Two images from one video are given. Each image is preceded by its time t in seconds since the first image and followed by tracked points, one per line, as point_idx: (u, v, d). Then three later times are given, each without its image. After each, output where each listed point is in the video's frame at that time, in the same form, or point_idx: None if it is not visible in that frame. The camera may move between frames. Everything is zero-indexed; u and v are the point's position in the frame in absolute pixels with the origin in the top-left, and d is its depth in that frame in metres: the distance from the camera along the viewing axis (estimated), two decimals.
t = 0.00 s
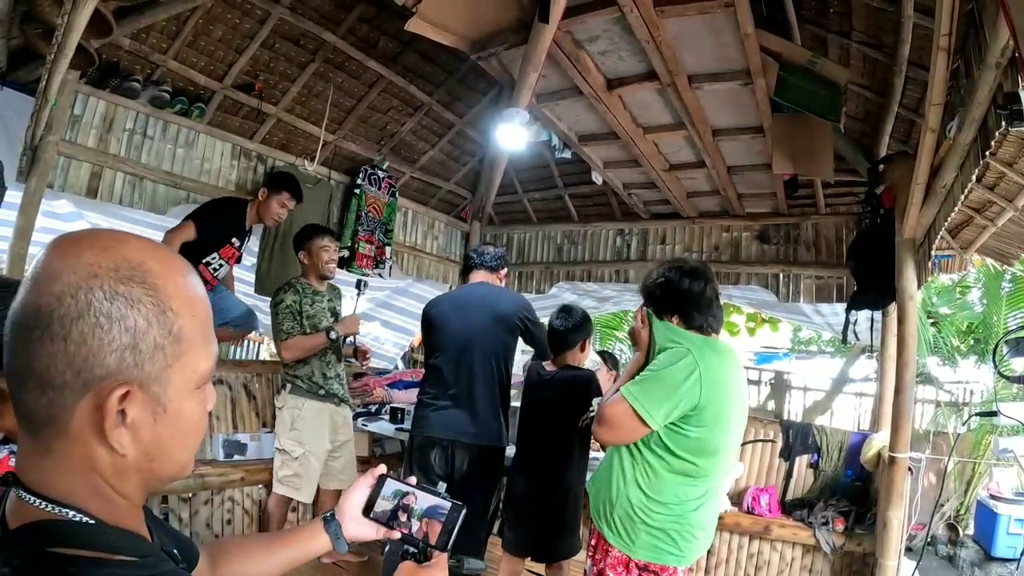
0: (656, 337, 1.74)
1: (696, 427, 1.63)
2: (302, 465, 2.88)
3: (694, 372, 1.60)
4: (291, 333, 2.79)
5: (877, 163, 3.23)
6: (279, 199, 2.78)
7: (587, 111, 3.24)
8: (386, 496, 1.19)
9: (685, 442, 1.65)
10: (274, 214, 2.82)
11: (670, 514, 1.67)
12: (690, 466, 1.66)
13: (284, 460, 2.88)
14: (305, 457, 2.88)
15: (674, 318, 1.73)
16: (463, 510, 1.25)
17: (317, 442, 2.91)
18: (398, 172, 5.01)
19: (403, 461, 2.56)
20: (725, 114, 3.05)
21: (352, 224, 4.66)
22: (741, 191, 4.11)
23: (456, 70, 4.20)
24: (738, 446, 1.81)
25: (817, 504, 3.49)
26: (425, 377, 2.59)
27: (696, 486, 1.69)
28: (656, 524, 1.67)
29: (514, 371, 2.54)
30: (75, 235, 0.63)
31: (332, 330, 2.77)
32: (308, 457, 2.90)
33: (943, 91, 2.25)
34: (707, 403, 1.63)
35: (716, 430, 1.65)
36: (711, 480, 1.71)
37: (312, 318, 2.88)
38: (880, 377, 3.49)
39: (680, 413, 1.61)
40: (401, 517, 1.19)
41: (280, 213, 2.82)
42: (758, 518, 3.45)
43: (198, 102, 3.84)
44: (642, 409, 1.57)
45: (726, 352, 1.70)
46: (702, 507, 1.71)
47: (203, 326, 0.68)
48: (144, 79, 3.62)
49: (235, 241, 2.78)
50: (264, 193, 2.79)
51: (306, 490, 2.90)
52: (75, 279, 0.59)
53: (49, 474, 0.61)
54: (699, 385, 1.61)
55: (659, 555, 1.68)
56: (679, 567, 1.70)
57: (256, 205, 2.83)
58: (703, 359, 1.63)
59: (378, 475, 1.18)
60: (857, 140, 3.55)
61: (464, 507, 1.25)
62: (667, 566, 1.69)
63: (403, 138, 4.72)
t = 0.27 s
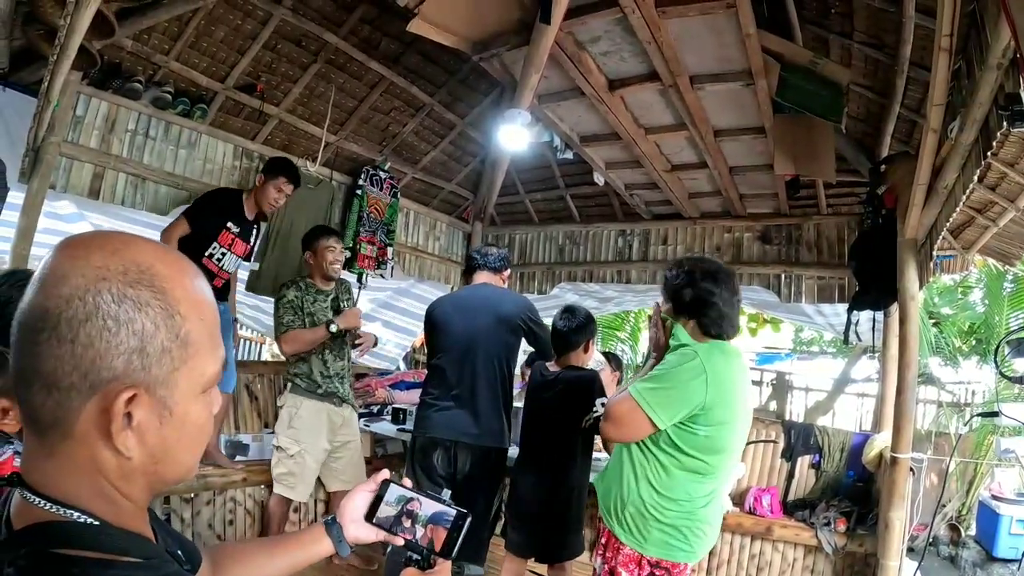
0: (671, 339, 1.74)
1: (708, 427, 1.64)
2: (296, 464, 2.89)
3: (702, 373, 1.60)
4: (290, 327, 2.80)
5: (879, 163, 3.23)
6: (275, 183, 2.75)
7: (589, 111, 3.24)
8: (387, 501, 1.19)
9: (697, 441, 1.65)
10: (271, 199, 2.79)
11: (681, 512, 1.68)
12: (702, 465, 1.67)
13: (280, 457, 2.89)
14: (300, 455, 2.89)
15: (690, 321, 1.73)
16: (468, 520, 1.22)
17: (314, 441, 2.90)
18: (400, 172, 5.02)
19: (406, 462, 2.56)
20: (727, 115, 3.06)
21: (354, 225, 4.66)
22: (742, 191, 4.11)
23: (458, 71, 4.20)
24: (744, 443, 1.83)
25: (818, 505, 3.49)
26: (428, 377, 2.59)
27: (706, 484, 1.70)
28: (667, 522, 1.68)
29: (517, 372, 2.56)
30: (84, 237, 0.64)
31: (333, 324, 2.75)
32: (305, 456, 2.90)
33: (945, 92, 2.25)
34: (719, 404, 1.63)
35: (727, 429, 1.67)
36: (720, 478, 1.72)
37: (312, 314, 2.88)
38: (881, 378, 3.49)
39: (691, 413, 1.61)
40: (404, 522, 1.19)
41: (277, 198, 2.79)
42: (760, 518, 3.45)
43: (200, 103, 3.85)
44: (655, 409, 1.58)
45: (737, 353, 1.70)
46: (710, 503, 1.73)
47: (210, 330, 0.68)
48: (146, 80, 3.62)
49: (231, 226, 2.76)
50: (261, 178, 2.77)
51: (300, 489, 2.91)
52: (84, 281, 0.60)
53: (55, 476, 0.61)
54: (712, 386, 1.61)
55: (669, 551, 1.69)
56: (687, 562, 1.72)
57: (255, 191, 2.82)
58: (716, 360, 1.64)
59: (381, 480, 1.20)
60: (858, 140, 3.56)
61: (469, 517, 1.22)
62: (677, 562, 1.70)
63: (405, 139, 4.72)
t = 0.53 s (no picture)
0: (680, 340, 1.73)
1: (719, 422, 1.64)
2: (307, 464, 2.86)
3: (708, 370, 1.60)
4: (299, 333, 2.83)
5: (880, 163, 3.23)
6: (276, 175, 2.75)
7: (590, 112, 3.24)
8: (388, 506, 1.18)
9: (709, 437, 1.65)
10: (273, 191, 2.79)
11: (695, 509, 1.67)
12: (713, 461, 1.67)
13: (293, 457, 2.88)
14: (312, 456, 2.87)
15: (698, 320, 1.75)
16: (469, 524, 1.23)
17: (326, 442, 2.88)
18: (401, 173, 5.02)
19: (408, 463, 2.55)
20: (728, 115, 3.06)
21: (355, 225, 4.65)
22: (744, 192, 4.11)
23: (459, 71, 4.20)
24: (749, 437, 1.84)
25: (820, 506, 3.48)
26: (431, 378, 2.59)
27: (717, 480, 1.70)
28: (681, 519, 1.67)
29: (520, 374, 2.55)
30: (82, 237, 0.63)
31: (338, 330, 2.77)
32: (316, 457, 2.88)
33: (946, 91, 2.24)
34: (729, 400, 1.63)
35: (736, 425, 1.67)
36: (730, 473, 1.73)
37: (320, 319, 2.90)
38: (883, 379, 3.49)
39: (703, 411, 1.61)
40: (405, 525, 1.19)
41: (280, 189, 2.79)
42: (762, 519, 3.44)
43: (201, 104, 3.85)
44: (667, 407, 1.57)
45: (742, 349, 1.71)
46: (721, 498, 1.73)
47: (209, 332, 0.68)
48: (147, 81, 3.62)
49: (231, 220, 2.75)
50: (263, 170, 2.77)
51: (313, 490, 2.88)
52: (82, 281, 0.60)
53: (52, 477, 0.61)
54: (722, 383, 1.62)
55: (684, 549, 1.68)
56: (701, 559, 1.72)
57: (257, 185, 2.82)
58: (724, 357, 1.64)
59: (383, 483, 1.20)
60: (860, 140, 3.55)
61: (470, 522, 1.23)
62: (691, 559, 1.70)
63: (406, 140, 4.72)
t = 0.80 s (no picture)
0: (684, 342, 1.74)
1: (727, 415, 1.65)
2: (300, 463, 2.87)
3: (717, 365, 1.61)
4: (301, 333, 2.84)
5: (882, 163, 3.23)
6: (273, 166, 2.76)
7: (591, 113, 3.24)
8: (389, 508, 1.19)
9: (719, 432, 1.66)
10: (270, 181, 2.79)
11: (710, 504, 1.67)
12: (724, 454, 1.68)
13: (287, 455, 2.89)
14: (305, 454, 2.88)
15: (700, 316, 1.75)
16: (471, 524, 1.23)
17: (320, 441, 2.88)
18: (403, 174, 5.03)
19: (412, 463, 2.55)
20: (729, 115, 3.05)
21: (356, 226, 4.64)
22: (746, 192, 4.10)
23: (460, 71, 4.20)
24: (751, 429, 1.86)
25: (822, 506, 3.48)
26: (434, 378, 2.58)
27: (729, 473, 1.71)
28: (698, 516, 1.66)
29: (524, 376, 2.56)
30: (82, 237, 0.64)
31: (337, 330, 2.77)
32: (309, 455, 2.88)
33: (947, 92, 2.24)
34: (735, 392, 1.65)
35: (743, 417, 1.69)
36: (740, 466, 1.74)
37: (322, 319, 2.92)
38: (885, 380, 3.49)
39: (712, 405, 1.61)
40: (407, 527, 1.19)
41: (276, 179, 2.80)
42: (763, 519, 3.44)
43: (202, 104, 3.85)
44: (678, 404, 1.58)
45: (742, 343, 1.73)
46: (732, 492, 1.73)
47: (208, 334, 0.68)
48: (149, 81, 3.63)
49: (224, 213, 2.76)
50: (258, 161, 2.78)
51: (307, 489, 2.89)
52: (80, 281, 0.60)
53: (52, 476, 0.62)
54: (729, 376, 1.63)
55: (702, 546, 1.67)
56: (717, 555, 1.71)
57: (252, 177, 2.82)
58: (728, 352, 1.65)
59: (384, 486, 1.21)
60: (861, 140, 3.55)
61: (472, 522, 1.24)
62: (708, 555, 1.69)
63: (407, 140, 4.73)
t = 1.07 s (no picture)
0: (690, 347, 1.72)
1: (737, 412, 1.66)
2: (283, 464, 2.82)
3: (726, 363, 1.61)
4: (285, 330, 2.81)
5: (884, 164, 3.22)
6: (263, 157, 2.77)
7: (593, 113, 3.25)
8: (390, 507, 1.19)
9: (729, 429, 1.66)
10: (260, 172, 2.80)
11: (723, 502, 1.67)
12: (734, 452, 1.68)
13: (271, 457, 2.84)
14: (289, 456, 2.83)
15: (701, 314, 1.75)
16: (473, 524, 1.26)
17: (304, 442, 2.85)
18: (405, 174, 5.04)
19: (417, 465, 2.53)
20: (730, 115, 3.05)
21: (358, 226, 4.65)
22: (747, 193, 4.10)
23: (461, 72, 4.20)
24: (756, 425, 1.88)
25: (824, 506, 3.48)
26: (437, 377, 2.57)
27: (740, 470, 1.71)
28: (712, 515, 1.66)
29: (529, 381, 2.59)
30: (80, 237, 0.64)
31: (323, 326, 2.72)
32: (292, 457, 2.83)
33: (948, 92, 2.23)
34: (744, 389, 1.66)
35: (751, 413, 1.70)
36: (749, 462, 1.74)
37: (306, 316, 2.89)
38: (886, 381, 3.49)
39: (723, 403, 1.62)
40: (409, 527, 1.20)
41: (266, 171, 2.80)
42: (765, 520, 3.43)
43: (204, 105, 3.86)
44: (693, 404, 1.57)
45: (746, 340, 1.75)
46: (743, 489, 1.74)
47: (206, 334, 0.68)
48: (150, 82, 3.63)
49: (212, 208, 2.77)
50: (247, 153, 2.79)
51: (289, 491, 2.84)
52: (78, 281, 0.60)
53: (51, 477, 0.62)
54: (739, 373, 1.63)
55: (717, 544, 1.67)
56: (731, 552, 1.71)
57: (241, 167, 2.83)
58: (735, 350, 1.66)
59: (385, 486, 1.19)
60: (863, 141, 3.55)
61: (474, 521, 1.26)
62: (722, 553, 1.69)
63: (409, 141, 4.73)
